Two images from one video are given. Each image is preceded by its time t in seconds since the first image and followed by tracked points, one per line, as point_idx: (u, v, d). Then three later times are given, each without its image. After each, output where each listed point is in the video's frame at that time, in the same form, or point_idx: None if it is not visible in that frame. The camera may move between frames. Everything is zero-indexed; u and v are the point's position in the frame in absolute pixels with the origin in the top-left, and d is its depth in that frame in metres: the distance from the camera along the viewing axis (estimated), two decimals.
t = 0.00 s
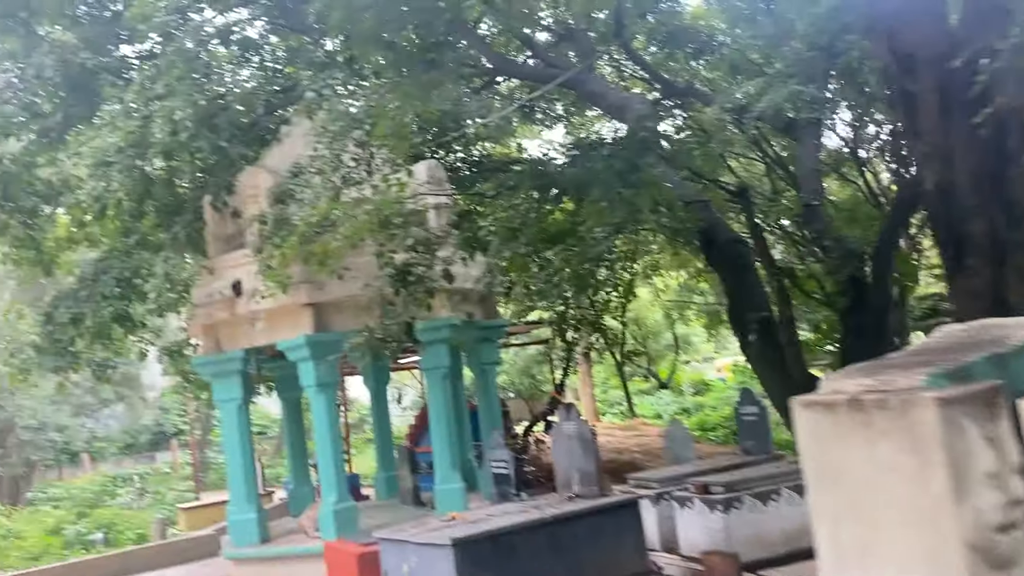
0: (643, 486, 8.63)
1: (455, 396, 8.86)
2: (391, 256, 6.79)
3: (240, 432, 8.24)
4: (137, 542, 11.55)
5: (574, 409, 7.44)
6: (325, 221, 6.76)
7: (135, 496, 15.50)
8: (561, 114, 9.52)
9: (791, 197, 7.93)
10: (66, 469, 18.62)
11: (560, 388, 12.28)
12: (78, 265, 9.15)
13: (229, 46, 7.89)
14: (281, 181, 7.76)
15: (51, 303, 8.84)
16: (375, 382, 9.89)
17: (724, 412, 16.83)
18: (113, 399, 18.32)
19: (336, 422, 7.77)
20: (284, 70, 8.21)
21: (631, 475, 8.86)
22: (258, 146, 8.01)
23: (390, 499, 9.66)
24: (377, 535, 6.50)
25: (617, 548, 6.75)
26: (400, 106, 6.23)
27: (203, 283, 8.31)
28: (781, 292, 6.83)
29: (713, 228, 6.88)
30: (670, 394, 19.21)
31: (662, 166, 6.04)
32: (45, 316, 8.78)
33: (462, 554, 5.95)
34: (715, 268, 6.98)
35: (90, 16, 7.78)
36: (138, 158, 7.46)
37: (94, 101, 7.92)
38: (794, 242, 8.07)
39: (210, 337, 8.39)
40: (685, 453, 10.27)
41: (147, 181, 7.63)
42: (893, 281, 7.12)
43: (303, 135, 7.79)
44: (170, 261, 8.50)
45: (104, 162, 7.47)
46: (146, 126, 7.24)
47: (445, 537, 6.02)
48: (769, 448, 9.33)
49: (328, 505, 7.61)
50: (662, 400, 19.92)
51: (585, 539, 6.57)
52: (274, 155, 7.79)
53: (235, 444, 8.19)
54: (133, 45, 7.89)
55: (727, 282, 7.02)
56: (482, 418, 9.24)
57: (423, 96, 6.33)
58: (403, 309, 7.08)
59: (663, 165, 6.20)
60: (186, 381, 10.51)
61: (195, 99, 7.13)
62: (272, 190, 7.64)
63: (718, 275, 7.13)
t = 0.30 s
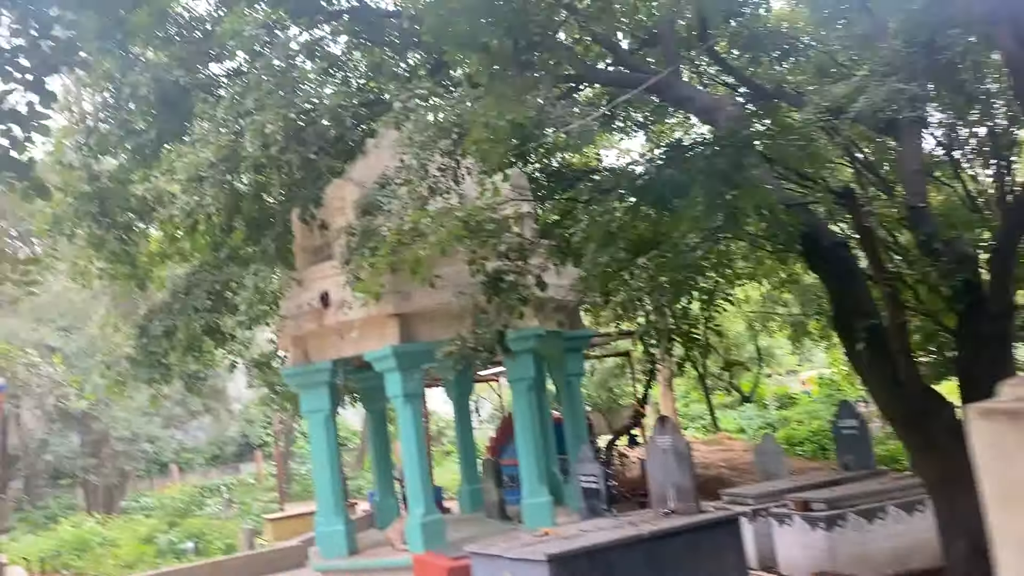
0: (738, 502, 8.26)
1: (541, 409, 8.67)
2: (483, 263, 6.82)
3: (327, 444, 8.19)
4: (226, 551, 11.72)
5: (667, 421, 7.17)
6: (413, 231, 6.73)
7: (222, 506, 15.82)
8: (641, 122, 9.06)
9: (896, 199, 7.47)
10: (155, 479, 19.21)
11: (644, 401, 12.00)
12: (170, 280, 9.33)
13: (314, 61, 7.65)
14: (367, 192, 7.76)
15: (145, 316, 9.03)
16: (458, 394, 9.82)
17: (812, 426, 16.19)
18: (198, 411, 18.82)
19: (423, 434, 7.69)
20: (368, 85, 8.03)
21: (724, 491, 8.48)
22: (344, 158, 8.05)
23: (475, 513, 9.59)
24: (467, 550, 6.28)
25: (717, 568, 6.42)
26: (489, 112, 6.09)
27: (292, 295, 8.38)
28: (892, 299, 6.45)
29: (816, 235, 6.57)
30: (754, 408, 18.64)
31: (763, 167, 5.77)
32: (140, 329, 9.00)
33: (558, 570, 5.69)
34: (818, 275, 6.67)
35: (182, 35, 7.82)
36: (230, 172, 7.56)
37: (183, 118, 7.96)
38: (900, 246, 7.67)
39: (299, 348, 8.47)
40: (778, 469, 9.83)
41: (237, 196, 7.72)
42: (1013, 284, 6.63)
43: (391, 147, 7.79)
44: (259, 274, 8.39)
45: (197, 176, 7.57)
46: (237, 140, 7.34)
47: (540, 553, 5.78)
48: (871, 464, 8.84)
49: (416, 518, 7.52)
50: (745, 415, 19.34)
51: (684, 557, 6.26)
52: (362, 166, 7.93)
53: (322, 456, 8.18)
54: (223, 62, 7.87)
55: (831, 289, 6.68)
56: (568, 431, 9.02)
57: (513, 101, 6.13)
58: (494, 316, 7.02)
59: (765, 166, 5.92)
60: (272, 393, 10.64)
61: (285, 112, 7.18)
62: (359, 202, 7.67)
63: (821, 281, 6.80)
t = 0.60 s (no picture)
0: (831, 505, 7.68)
1: (623, 408, 8.49)
2: (571, 257, 6.79)
3: (409, 441, 8.19)
4: (309, 546, 11.92)
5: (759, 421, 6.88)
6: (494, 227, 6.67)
7: (304, 501, 16.13)
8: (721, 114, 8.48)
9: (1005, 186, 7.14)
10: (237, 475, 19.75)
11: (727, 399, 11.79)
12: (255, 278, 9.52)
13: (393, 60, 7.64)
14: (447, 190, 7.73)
15: (232, 315, 9.22)
16: (537, 393, 9.74)
17: (900, 428, 15.53)
18: (279, 409, 19.26)
19: (504, 432, 7.61)
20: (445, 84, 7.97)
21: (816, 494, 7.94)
22: (423, 156, 8.04)
23: (556, 512, 9.56)
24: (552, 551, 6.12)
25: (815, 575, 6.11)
26: (577, 105, 5.92)
27: (374, 293, 8.44)
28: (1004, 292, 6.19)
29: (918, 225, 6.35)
30: (837, 409, 18.05)
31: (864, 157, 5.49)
32: (227, 328, 9.19)
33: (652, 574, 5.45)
34: (923, 269, 6.46)
35: (264, 37, 7.92)
36: (312, 172, 7.60)
37: (267, 119, 8.09)
38: (1013, 238, 7.30)
39: (381, 346, 8.49)
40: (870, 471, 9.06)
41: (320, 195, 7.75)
42: None
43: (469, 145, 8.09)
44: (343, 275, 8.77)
45: (281, 176, 7.65)
46: (320, 139, 7.41)
47: (632, 555, 5.54)
48: (974, 468, 8.36)
49: (497, 516, 7.43)
50: (827, 415, 18.74)
51: (781, 562, 5.96)
52: (440, 165, 7.96)
53: (404, 452, 8.17)
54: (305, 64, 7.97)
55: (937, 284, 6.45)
56: (650, 431, 8.81)
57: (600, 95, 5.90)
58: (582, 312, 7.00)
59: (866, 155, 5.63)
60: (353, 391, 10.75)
61: (367, 111, 7.17)
62: (440, 200, 7.64)
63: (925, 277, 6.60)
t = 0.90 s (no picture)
0: (942, 501, 7.18)
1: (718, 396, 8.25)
2: (670, 236, 6.56)
3: (499, 427, 8.04)
4: (398, 527, 12.09)
5: (864, 409, 6.44)
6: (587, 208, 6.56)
7: (392, 483, 16.41)
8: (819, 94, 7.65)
9: None
10: (327, 457, 20.23)
11: (822, 389, 11.37)
12: (347, 263, 9.67)
13: (479, 41, 7.24)
14: (536, 172, 7.64)
15: (324, 298, 9.36)
16: (626, 379, 9.56)
17: (1010, 420, 14.67)
18: (366, 392, 19.62)
19: (595, 418, 7.48)
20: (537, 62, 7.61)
21: (924, 488, 7.46)
22: (511, 139, 7.98)
23: (645, 499, 9.44)
24: (649, 540, 5.96)
25: (928, 571, 5.73)
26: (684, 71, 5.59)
27: (463, 276, 8.43)
28: None
29: None
30: (939, 400, 17.22)
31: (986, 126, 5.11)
32: (319, 311, 9.34)
33: (752, 564, 5.20)
34: None
35: (353, 19, 7.72)
36: (403, 156, 7.66)
37: (359, 104, 8.13)
38: None
39: (469, 329, 8.36)
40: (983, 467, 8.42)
41: (409, 179, 7.75)
42: None
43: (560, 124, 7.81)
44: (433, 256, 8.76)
45: (375, 160, 7.73)
46: (410, 123, 7.44)
47: (731, 544, 5.31)
48: None
49: (588, 502, 7.31)
50: (927, 407, 17.89)
51: (891, 555, 5.62)
52: (528, 148, 7.87)
53: (494, 438, 8.05)
54: (394, 49, 7.79)
55: None
56: (745, 420, 8.55)
57: (706, 67, 5.60)
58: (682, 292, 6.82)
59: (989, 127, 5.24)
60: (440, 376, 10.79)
61: (457, 92, 7.14)
62: (530, 181, 7.54)
63: None
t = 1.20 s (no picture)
0: None
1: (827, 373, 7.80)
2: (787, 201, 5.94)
3: (596, 402, 7.80)
4: (492, 501, 12.07)
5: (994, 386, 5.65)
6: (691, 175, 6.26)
7: (485, 456, 16.47)
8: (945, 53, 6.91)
9: None
10: (421, 430, 20.54)
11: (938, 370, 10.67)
12: (441, 235, 9.61)
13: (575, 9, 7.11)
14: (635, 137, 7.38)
15: (420, 270, 9.28)
16: (727, 355, 9.21)
17: None
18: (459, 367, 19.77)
19: (696, 395, 7.21)
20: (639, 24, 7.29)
21: None
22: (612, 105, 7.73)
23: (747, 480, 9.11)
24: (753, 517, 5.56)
25: None
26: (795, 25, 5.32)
27: (559, 248, 8.21)
28: None
29: None
30: None
31: None
32: (415, 283, 9.31)
33: (870, 551, 4.70)
34: None
35: None
36: (498, 125, 7.51)
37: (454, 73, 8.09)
38: None
39: (565, 302, 8.18)
40: None
41: (504, 150, 7.60)
42: None
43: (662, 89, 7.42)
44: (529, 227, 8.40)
45: (471, 129, 7.60)
46: (507, 91, 7.28)
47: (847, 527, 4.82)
48: None
49: (688, 482, 7.08)
50: None
51: None
52: (628, 115, 7.54)
53: (590, 413, 7.83)
54: (489, 18, 7.73)
55: None
56: (857, 399, 8.06)
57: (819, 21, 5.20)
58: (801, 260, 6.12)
59: None
60: (533, 351, 10.66)
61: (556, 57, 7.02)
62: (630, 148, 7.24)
63: None
